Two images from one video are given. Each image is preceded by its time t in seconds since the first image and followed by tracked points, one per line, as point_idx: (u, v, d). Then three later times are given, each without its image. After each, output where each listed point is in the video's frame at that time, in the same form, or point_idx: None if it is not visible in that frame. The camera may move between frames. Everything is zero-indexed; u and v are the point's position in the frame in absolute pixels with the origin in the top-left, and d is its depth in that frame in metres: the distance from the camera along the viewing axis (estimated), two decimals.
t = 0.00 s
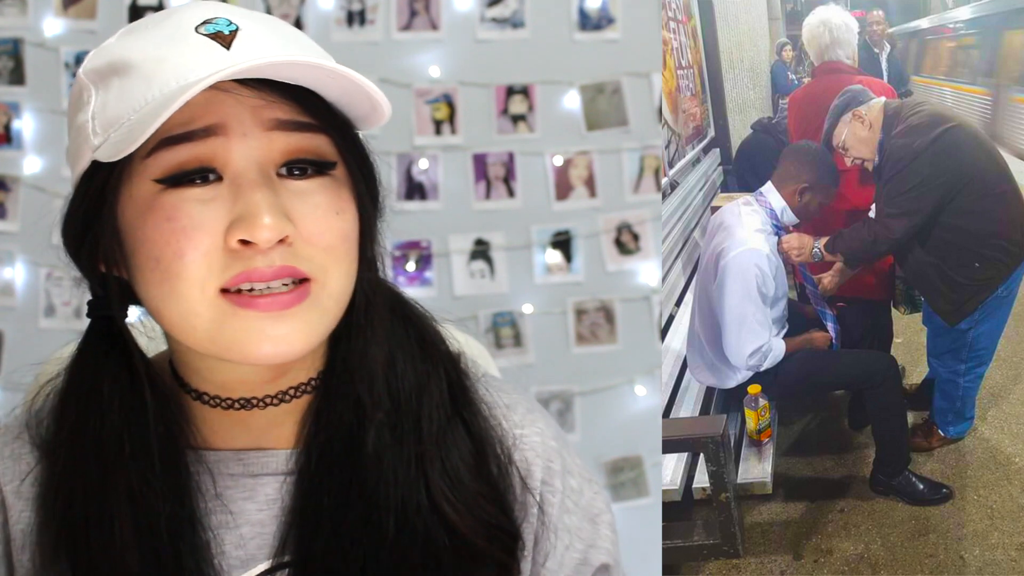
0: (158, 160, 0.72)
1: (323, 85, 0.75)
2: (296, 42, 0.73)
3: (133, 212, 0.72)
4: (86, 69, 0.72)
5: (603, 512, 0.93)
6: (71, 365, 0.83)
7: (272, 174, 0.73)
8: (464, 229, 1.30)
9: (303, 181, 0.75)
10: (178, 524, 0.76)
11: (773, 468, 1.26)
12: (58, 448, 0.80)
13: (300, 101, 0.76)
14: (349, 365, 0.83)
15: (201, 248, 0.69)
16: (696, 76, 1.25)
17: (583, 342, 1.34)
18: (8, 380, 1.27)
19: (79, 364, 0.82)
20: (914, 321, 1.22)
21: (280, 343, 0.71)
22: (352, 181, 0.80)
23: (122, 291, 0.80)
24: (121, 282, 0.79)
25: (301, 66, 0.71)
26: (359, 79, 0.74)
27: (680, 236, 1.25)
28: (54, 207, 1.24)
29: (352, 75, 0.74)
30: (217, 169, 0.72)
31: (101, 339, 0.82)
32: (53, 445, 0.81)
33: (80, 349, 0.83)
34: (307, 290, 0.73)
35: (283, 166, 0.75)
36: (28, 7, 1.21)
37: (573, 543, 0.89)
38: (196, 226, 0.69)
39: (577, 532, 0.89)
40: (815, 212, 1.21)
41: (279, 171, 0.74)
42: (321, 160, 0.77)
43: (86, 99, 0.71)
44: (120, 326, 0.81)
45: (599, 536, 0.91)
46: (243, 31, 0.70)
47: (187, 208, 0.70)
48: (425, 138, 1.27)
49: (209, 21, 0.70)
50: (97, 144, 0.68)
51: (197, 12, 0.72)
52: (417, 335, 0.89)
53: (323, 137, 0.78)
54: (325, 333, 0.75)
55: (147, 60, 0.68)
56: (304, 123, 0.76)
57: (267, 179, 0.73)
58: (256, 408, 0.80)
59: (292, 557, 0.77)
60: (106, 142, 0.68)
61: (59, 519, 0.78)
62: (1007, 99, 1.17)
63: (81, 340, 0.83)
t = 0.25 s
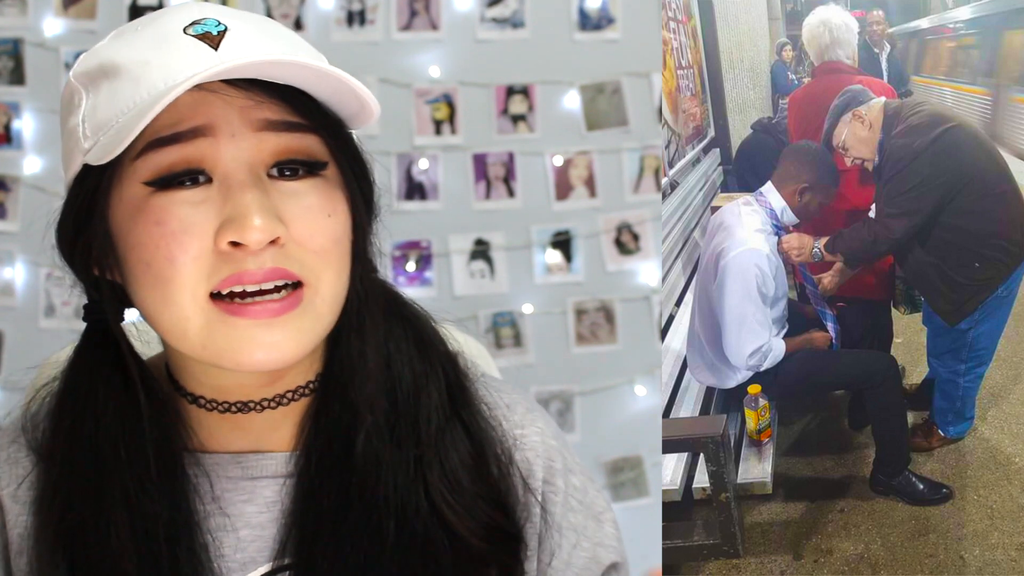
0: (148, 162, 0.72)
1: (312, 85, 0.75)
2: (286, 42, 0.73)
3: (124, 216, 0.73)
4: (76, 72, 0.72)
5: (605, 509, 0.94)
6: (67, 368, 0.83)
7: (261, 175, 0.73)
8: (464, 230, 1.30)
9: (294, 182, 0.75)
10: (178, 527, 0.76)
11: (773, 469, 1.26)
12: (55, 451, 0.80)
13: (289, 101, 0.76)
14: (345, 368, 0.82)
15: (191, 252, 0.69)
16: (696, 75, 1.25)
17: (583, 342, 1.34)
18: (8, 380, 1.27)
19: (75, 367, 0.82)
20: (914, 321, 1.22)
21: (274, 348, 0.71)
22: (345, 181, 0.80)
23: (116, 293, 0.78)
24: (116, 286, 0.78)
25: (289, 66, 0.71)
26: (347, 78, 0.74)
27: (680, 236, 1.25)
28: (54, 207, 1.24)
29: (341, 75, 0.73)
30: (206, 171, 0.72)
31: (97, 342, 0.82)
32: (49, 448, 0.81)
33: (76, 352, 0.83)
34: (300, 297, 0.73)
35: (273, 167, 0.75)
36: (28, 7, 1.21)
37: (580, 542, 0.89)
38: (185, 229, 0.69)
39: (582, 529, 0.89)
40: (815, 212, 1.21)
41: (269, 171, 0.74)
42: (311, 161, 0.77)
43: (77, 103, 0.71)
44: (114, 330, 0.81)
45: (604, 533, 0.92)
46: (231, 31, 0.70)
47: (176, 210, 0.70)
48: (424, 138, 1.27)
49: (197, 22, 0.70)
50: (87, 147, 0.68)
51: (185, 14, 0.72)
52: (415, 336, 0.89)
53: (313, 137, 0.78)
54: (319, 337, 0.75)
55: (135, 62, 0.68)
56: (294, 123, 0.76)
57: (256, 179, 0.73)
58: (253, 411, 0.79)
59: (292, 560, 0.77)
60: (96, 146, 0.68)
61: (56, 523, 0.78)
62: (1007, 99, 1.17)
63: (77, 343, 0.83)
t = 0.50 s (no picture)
0: (151, 168, 0.72)
1: (315, 93, 0.75)
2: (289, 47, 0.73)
3: (126, 223, 0.73)
4: (78, 73, 0.72)
5: (605, 513, 0.93)
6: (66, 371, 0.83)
7: (265, 182, 0.73)
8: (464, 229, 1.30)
9: (298, 189, 0.75)
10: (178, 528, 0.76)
11: (773, 469, 1.26)
12: (54, 453, 0.80)
13: (293, 106, 0.76)
14: (347, 371, 0.83)
15: (194, 260, 0.70)
16: (696, 76, 1.25)
17: (583, 342, 1.34)
18: (8, 380, 1.27)
19: (74, 369, 0.82)
20: (914, 321, 1.22)
21: (272, 359, 0.72)
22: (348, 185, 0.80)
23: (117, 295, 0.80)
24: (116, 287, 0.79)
25: (292, 75, 0.71)
26: (351, 87, 0.74)
27: (680, 236, 1.25)
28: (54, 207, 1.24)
29: (344, 84, 0.73)
30: (210, 178, 0.72)
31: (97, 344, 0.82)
32: (49, 450, 0.81)
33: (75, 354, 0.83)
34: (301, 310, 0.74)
35: (277, 173, 0.75)
36: (28, 7, 1.21)
37: (580, 545, 0.88)
38: (188, 237, 0.70)
39: (582, 533, 0.89)
40: (815, 212, 1.21)
41: (273, 178, 0.74)
42: (315, 167, 0.77)
43: (79, 104, 0.71)
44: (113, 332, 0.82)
45: (604, 536, 0.91)
46: (235, 34, 0.70)
47: (180, 219, 0.70)
48: (424, 138, 1.27)
49: (200, 25, 0.70)
50: (91, 151, 0.69)
51: (189, 15, 0.71)
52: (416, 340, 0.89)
53: (316, 142, 0.78)
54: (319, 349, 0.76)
55: (138, 65, 0.68)
56: (298, 129, 0.76)
57: (260, 186, 0.73)
58: (253, 415, 0.80)
59: (293, 561, 0.77)
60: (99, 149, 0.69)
61: (56, 524, 0.78)
62: (1007, 99, 1.17)
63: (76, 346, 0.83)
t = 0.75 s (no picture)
0: (153, 167, 0.72)
1: (319, 91, 0.75)
2: (293, 46, 0.73)
3: (128, 221, 0.73)
4: (82, 71, 0.72)
5: (605, 513, 0.93)
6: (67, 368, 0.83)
7: (268, 182, 0.73)
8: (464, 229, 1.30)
9: (301, 189, 0.75)
10: (179, 528, 0.76)
11: (773, 469, 1.26)
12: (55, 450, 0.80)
13: (300, 106, 0.76)
14: (348, 371, 0.83)
15: (195, 258, 0.69)
16: (696, 76, 1.25)
17: (583, 342, 1.34)
18: (8, 380, 1.27)
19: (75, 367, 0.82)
20: (914, 321, 1.22)
21: (274, 359, 0.71)
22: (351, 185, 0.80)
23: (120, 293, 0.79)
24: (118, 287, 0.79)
25: (296, 73, 0.71)
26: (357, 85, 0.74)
27: (680, 236, 1.25)
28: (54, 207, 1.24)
29: (348, 82, 0.73)
30: (213, 177, 0.72)
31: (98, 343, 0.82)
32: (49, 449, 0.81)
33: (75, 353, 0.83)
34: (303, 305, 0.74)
35: (280, 173, 0.75)
36: (28, 7, 1.21)
37: (581, 545, 0.89)
38: (189, 235, 0.69)
39: (582, 532, 0.89)
40: (815, 212, 1.21)
41: (277, 177, 0.74)
42: (319, 167, 0.77)
43: (82, 102, 0.71)
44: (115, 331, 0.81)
45: (604, 536, 0.91)
46: (239, 33, 0.70)
47: (181, 217, 0.70)
48: (424, 138, 1.27)
49: (204, 24, 0.70)
50: (93, 149, 0.69)
51: (193, 14, 0.71)
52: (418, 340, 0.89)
53: (318, 141, 0.78)
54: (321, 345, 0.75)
55: (141, 64, 0.68)
56: (301, 129, 0.76)
57: (263, 186, 0.73)
58: (254, 416, 0.80)
59: (293, 560, 0.77)
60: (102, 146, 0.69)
61: (59, 524, 0.78)
62: (1007, 99, 1.17)
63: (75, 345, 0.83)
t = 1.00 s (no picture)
0: (160, 162, 0.72)
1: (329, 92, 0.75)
2: (306, 46, 0.73)
3: (132, 214, 0.73)
4: (94, 66, 0.72)
5: (603, 512, 0.93)
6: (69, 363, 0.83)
7: (275, 182, 0.74)
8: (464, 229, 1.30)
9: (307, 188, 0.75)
10: (179, 524, 0.76)
11: (773, 469, 1.26)
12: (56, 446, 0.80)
13: (309, 108, 0.76)
14: (349, 374, 0.84)
15: (197, 252, 0.69)
16: (696, 76, 1.25)
17: (584, 342, 1.34)
18: (8, 380, 1.27)
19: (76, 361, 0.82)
20: (914, 321, 1.22)
21: (272, 345, 0.71)
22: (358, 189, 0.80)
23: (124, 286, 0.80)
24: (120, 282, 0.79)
25: (307, 72, 0.71)
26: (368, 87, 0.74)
27: (680, 236, 1.25)
28: (54, 207, 1.24)
29: (359, 83, 0.74)
30: (219, 176, 0.72)
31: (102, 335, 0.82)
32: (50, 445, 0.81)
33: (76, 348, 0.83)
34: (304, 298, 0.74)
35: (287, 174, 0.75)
36: (28, 7, 1.21)
37: (578, 544, 0.88)
38: (193, 230, 0.69)
39: (580, 531, 0.89)
40: (815, 212, 1.21)
41: (283, 177, 0.75)
42: (326, 169, 0.77)
43: (92, 96, 0.72)
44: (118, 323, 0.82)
45: (603, 535, 0.91)
46: (252, 32, 0.70)
47: (187, 212, 0.70)
48: (424, 138, 1.27)
49: (219, 22, 0.71)
50: (101, 143, 0.69)
51: (208, 12, 0.72)
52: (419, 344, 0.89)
53: (327, 145, 0.78)
54: (322, 334, 0.75)
55: (154, 60, 0.68)
56: (312, 131, 0.76)
57: (269, 186, 0.73)
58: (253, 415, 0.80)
59: (292, 559, 0.77)
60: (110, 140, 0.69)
61: (59, 520, 0.78)
62: (1007, 99, 1.17)
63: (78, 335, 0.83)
